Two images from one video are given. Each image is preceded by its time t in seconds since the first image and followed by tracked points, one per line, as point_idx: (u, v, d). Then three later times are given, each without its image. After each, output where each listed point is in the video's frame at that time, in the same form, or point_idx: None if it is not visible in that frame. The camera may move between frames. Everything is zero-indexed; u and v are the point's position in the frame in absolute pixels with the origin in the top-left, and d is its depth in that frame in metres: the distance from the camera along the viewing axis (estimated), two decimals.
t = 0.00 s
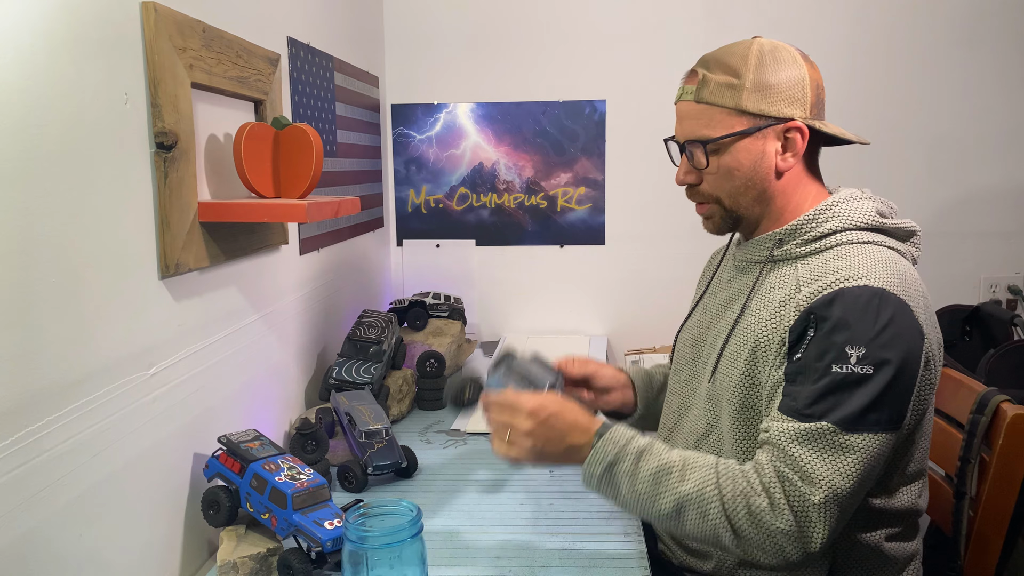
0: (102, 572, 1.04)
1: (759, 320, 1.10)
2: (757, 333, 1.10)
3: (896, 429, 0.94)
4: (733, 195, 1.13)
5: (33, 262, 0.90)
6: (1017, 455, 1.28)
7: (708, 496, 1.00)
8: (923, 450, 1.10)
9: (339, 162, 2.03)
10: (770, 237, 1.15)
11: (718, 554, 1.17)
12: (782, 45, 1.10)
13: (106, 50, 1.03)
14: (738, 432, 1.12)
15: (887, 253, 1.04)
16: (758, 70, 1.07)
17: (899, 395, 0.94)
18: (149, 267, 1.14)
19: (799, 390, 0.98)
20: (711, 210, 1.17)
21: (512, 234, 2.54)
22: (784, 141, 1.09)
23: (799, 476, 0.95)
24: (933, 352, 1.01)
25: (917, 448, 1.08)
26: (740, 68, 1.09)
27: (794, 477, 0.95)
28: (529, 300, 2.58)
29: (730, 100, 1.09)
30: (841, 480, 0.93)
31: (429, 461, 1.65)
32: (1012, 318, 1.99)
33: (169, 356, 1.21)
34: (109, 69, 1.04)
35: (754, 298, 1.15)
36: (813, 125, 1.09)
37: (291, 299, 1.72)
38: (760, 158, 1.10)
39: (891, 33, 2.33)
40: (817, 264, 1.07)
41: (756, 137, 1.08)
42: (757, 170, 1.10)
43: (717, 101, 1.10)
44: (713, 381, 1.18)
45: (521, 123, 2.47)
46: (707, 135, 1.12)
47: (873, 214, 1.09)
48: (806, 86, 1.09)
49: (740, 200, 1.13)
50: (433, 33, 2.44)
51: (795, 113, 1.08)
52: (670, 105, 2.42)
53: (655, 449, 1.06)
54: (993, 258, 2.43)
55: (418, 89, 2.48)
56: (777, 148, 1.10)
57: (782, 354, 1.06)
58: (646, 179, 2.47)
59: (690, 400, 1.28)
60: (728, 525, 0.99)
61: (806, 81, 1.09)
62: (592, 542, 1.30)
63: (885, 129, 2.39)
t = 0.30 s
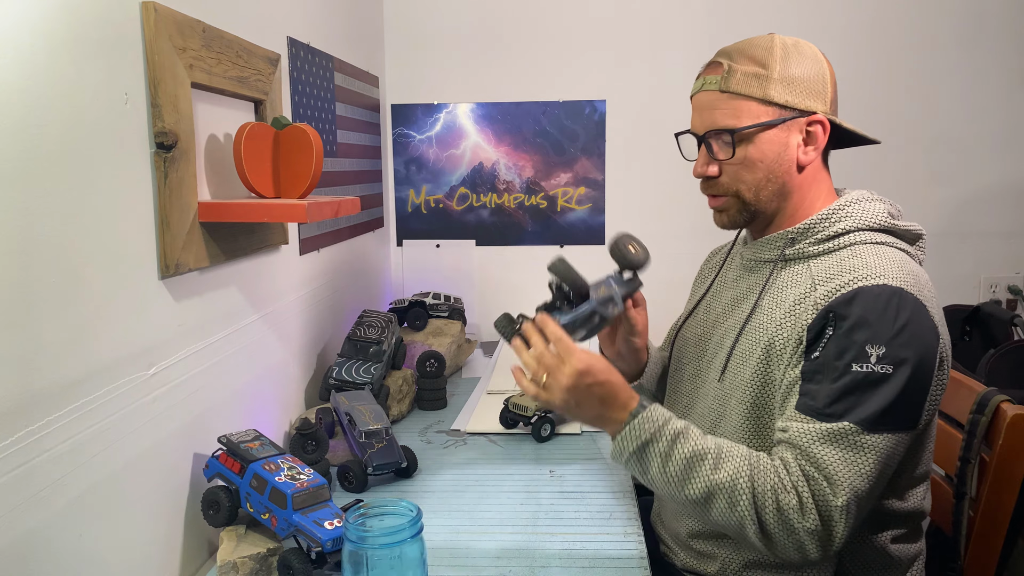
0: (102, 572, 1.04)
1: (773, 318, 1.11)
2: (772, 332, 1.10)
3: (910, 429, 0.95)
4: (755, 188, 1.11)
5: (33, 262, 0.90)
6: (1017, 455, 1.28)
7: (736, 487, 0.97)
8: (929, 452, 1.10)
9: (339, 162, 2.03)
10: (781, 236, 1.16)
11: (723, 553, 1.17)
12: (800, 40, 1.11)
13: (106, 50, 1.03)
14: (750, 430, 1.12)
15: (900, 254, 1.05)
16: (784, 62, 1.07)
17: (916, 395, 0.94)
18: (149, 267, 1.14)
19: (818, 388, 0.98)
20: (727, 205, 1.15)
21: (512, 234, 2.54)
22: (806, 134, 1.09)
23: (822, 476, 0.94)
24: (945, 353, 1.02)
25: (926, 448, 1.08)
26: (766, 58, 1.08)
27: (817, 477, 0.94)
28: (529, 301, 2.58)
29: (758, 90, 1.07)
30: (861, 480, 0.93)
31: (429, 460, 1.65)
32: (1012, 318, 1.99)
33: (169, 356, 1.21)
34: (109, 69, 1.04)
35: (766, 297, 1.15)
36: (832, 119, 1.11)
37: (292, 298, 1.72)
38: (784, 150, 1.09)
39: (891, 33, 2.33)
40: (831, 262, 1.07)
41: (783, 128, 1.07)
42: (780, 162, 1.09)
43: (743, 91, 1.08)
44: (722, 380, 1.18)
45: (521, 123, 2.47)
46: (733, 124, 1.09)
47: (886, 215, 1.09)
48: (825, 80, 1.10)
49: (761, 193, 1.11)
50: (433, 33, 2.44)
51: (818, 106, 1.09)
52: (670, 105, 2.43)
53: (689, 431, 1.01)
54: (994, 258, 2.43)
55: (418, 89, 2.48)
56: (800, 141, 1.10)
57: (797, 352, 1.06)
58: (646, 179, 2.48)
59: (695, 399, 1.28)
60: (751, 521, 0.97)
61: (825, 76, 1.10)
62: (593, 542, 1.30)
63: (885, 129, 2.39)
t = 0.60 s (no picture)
0: (102, 572, 1.03)
1: (778, 326, 1.10)
2: (777, 340, 1.09)
3: (924, 437, 0.95)
4: (762, 190, 1.11)
5: (33, 262, 0.90)
6: (1017, 454, 1.28)
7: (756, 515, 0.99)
8: (937, 453, 1.10)
9: (339, 162, 2.03)
10: (785, 239, 1.15)
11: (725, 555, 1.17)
12: (801, 40, 1.11)
13: (106, 50, 1.03)
14: (757, 438, 1.12)
15: (903, 257, 1.05)
16: (787, 62, 1.07)
17: (928, 403, 0.95)
18: (149, 267, 1.14)
19: (829, 401, 0.98)
20: (734, 207, 1.14)
21: (512, 234, 2.54)
22: (810, 134, 1.09)
23: (841, 494, 0.95)
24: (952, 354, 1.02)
25: (936, 449, 1.09)
26: (769, 59, 1.08)
27: (837, 495, 0.95)
28: (530, 301, 2.58)
29: (762, 92, 1.07)
30: (881, 495, 0.94)
31: (429, 461, 1.65)
32: (1012, 318, 1.99)
33: (169, 356, 1.21)
34: (108, 69, 1.04)
35: (770, 303, 1.15)
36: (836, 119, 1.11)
37: (292, 299, 1.72)
38: (789, 151, 1.09)
39: (891, 33, 2.33)
40: (836, 267, 1.07)
41: (788, 129, 1.07)
42: (786, 163, 1.09)
43: (747, 92, 1.08)
44: (726, 385, 1.18)
45: (521, 123, 2.47)
46: (738, 127, 1.09)
47: (888, 217, 1.09)
48: (828, 80, 1.10)
49: (768, 195, 1.11)
50: (433, 33, 2.44)
51: (822, 107, 1.09)
52: (670, 105, 2.42)
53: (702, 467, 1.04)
54: (994, 258, 2.43)
55: (418, 89, 2.48)
56: (805, 141, 1.10)
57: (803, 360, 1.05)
58: (646, 179, 2.48)
59: (695, 402, 1.28)
60: (776, 543, 0.99)
61: (828, 76, 1.10)
62: (593, 543, 1.30)
63: (885, 128, 2.39)
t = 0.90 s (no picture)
0: (101, 572, 1.03)
1: (781, 326, 1.10)
2: (780, 341, 1.09)
3: (930, 437, 0.95)
4: (761, 191, 1.11)
5: (33, 262, 0.90)
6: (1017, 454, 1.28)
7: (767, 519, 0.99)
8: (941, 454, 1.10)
9: (339, 162, 2.03)
10: (786, 240, 1.15)
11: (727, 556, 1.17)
12: (801, 40, 1.11)
13: (106, 49, 1.03)
14: (760, 440, 1.12)
15: (905, 258, 1.06)
16: (785, 64, 1.07)
17: (933, 403, 0.95)
18: (149, 267, 1.14)
19: (834, 402, 0.98)
20: (733, 208, 1.15)
21: (512, 234, 2.54)
22: (810, 134, 1.09)
23: (852, 497, 0.95)
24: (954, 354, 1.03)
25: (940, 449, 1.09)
26: (767, 60, 1.08)
27: (847, 498, 0.95)
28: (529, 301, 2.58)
29: (760, 94, 1.07)
30: (891, 497, 0.94)
31: (429, 461, 1.65)
32: (1012, 318, 1.99)
33: (170, 356, 1.21)
34: (108, 68, 1.04)
35: (771, 305, 1.15)
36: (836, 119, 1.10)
37: (292, 299, 1.72)
38: (788, 152, 1.09)
39: (891, 33, 2.33)
40: (837, 267, 1.07)
41: (786, 130, 1.07)
42: (785, 164, 1.09)
43: (745, 94, 1.08)
44: (727, 385, 1.17)
45: (521, 123, 2.47)
46: (736, 129, 1.09)
47: (889, 217, 1.10)
48: (828, 80, 1.10)
49: (767, 196, 1.11)
50: (433, 33, 2.44)
51: (822, 107, 1.09)
52: (670, 105, 2.42)
53: (712, 473, 1.04)
54: (994, 258, 2.43)
55: (418, 89, 2.48)
56: (805, 142, 1.09)
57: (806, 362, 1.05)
58: (646, 179, 2.48)
59: (695, 403, 1.28)
60: (787, 549, 0.99)
61: (828, 75, 1.10)
62: (593, 543, 1.30)
63: (885, 128, 2.39)
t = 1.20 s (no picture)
0: (101, 571, 1.03)
1: (783, 328, 1.10)
2: (781, 343, 1.09)
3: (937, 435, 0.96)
4: (754, 194, 1.11)
5: (33, 262, 0.91)
6: (1018, 455, 1.28)
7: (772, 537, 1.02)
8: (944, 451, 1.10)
9: (339, 162, 2.03)
10: (783, 241, 1.15)
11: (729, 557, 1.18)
12: (791, 42, 1.11)
13: (105, 49, 1.03)
14: (763, 442, 1.12)
15: (903, 257, 1.06)
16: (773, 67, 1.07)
17: (936, 400, 0.95)
18: (149, 267, 1.14)
19: (837, 404, 0.98)
20: (728, 211, 1.15)
21: (512, 234, 2.54)
22: (802, 136, 1.09)
23: (861, 502, 0.95)
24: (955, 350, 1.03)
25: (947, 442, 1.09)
26: (755, 65, 1.08)
27: (856, 503, 0.96)
28: (529, 300, 2.58)
29: (747, 98, 1.08)
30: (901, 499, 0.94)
31: (428, 461, 1.65)
32: (1012, 318, 1.99)
33: (169, 356, 1.21)
34: (108, 68, 1.04)
35: (771, 306, 1.14)
36: (829, 119, 1.09)
37: (292, 299, 1.72)
38: (780, 154, 1.09)
39: (891, 33, 2.33)
40: (837, 267, 1.07)
41: (776, 133, 1.08)
42: (778, 166, 1.09)
43: (733, 99, 1.09)
44: (728, 388, 1.17)
45: (521, 123, 2.47)
46: (725, 134, 1.10)
47: (887, 217, 1.10)
48: (820, 80, 1.09)
49: (760, 198, 1.12)
50: (433, 33, 2.44)
51: (812, 108, 1.08)
52: (670, 105, 2.42)
53: (711, 499, 1.08)
54: (994, 258, 2.43)
55: (418, 89, 2.48)
56: (796, 143, 1.09)
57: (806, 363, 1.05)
58: (646, 179, 2.48)
59: (697, 404, 1.28)
60: (793, 561, 1.02)
61: (819, 76, 1.09)
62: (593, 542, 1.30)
63: (885, 128, 2.39)
